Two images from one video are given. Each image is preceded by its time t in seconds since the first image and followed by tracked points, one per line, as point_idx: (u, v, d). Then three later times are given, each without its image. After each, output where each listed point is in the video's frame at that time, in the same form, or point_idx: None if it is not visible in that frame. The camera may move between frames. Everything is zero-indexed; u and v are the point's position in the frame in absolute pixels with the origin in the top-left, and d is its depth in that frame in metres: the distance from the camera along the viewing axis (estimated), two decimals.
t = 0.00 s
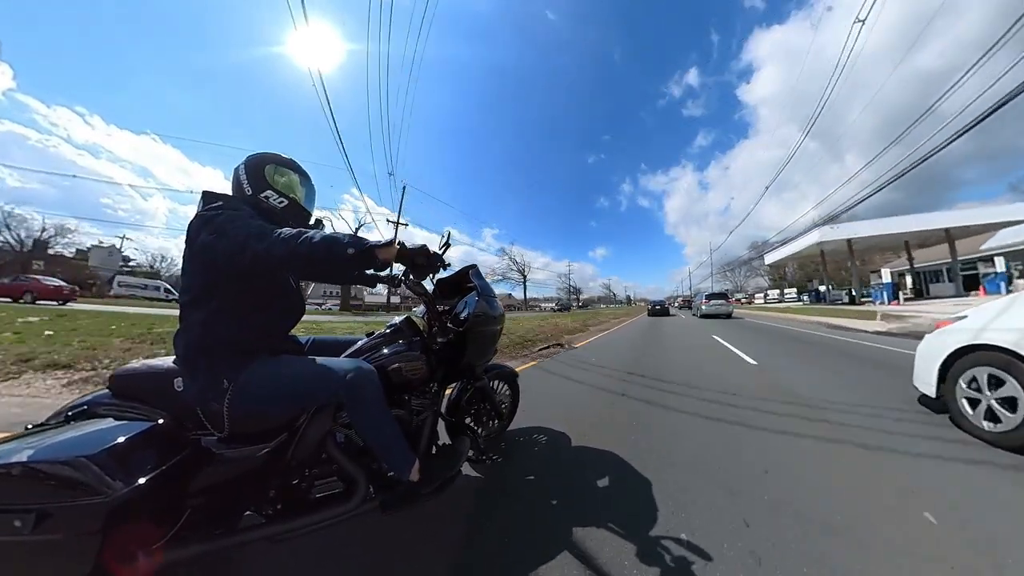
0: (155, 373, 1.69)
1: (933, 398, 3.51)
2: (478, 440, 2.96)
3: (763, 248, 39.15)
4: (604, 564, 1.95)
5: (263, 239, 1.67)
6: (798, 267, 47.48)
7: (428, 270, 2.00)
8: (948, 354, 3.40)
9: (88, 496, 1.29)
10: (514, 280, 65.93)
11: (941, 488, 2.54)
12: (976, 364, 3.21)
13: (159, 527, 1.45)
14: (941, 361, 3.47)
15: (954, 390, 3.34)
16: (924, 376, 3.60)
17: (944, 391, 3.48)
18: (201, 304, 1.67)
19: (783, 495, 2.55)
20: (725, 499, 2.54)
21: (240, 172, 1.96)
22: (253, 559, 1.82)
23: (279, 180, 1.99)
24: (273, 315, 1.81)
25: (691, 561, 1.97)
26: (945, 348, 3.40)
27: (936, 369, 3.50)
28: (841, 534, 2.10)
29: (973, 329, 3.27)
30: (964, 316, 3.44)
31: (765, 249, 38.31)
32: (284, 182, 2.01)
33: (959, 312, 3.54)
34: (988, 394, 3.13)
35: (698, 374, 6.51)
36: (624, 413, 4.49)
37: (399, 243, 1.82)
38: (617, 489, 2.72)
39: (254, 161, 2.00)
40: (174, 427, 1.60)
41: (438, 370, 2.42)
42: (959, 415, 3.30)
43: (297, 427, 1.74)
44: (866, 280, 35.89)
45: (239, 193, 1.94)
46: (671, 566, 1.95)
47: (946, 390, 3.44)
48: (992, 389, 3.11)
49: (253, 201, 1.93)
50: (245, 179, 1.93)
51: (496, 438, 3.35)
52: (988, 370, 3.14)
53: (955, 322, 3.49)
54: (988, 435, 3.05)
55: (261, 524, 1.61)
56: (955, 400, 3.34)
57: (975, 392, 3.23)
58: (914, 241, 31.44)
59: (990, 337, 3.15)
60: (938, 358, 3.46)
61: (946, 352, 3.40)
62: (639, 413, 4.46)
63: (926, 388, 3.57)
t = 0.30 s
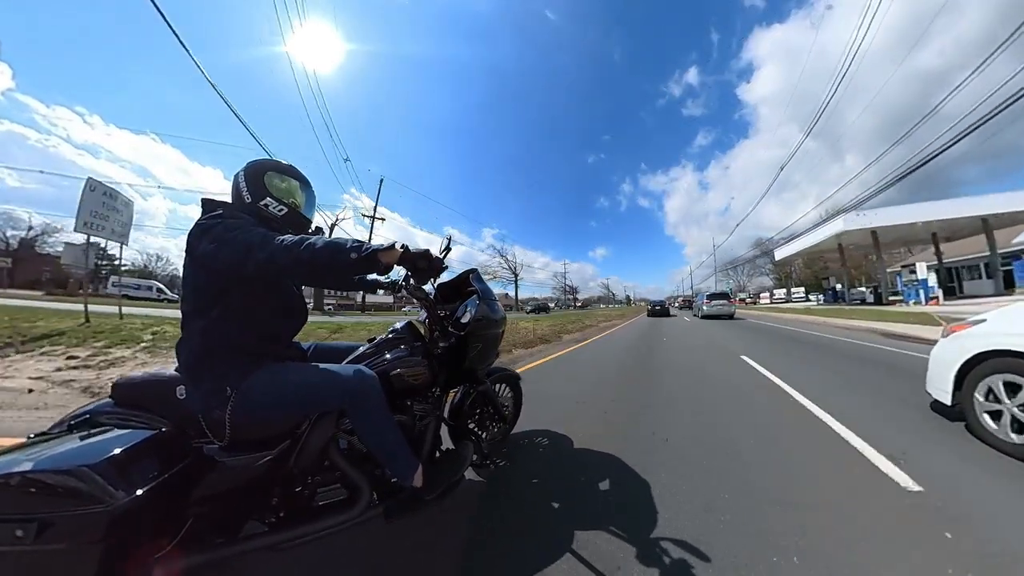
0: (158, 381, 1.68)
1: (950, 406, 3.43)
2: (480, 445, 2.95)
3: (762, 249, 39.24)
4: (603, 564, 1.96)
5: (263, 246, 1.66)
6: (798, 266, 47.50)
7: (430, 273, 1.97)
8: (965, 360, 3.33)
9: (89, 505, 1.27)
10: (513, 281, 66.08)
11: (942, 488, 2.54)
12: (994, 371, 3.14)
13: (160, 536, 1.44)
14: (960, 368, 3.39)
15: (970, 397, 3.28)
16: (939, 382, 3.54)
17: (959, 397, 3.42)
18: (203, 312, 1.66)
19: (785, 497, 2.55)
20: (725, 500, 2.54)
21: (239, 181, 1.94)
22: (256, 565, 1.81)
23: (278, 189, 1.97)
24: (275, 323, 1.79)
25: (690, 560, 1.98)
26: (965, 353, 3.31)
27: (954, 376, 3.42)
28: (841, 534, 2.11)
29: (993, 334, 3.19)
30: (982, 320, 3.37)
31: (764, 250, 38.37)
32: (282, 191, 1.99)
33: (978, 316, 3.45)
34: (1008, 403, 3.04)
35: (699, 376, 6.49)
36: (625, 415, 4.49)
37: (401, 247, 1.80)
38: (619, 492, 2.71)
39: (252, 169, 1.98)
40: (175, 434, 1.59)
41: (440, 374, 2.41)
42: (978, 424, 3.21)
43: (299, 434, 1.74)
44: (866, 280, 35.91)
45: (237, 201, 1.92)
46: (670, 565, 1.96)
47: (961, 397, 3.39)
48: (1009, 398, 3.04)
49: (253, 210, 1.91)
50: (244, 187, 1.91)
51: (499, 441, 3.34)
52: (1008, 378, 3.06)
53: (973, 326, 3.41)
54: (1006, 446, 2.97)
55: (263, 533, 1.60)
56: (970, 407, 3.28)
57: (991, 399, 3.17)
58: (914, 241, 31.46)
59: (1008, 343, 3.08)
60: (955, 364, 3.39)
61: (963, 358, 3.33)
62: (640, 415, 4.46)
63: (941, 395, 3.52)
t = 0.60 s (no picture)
0: (151, 386, 1.66)
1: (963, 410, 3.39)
2: (479, 447, 2.93)
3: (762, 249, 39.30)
4: (602, 566, 1.95)
5: (259, 247, 1.64)
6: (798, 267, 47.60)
7: (427, 275, 1.95)
8: (980, 364, 3.29)
9: (81, 513, 1.25)
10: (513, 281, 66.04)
11: (942, 489, 2.54)
12: (1011, 375, 3.11)
13: (154, 544, 1.44)
14: (975, 372, 3.35)
15: (984, 401, 3.24)
16: (952, 387, 3.50)
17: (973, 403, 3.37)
18: (198, 314, 1.64)
19: (784, 497, 2.55)
20: (725, 500, 2.54)
21: (237, 183, 1.92)
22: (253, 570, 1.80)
23: (277, 192, 1.96)
24: (271, 325, 1.78)
25: (689, 562, 1.97)
26: (982, 356, 3.28)
27: (969, 380, 3.38)
28: (841, 534, 2.11)
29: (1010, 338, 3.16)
30: (998, 324, 3.35)
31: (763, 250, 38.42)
32: (280, 194, 1.97)
33: (993, 319, 3.42)
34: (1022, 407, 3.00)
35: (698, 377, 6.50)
36: (625, 415, 4.49)
37: (398, 247, 1.78)
38: (618, 494, 2.69)
39: (250, 171, 1.96)
40: (170, 440, 1.58)
41: (438, 376, 2.39)
42: (991, 429, 3.15)
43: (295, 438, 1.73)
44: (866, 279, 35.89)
45: (235, 203, 1.91)
46: (670, 568, 1.95)
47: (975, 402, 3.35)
48: None
49: (251, 213, 1.90)
50: (242, 190, 1.89)
51: (497, 443, 3.33)
52: None
53: (988, 330, 3.38)
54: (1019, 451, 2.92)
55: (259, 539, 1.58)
56: (984, 413, 3.24)
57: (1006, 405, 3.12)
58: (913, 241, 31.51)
59: None
60: (969, 368, 3.35)
61: (979, 362, 3.29)
62: (640, 417, 4.43)
63: (954, 400, 3.48)
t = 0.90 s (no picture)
0: (145, 380, 1.66)
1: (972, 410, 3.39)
2: (474, 445, 2.93)
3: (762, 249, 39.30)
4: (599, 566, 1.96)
5: (254, 243, 1.64)
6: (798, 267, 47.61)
7: (423, 273, 1.94)
8: (990, 362, 3.30)
9: (73, 508, 1.26)
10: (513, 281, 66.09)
11: (940, 490, 2.55)
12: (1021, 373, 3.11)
13: (147, 540, 1.44)
14: (985, 371, 3.35)
15: (993, 401, 3.24)
16: (960, 387, 3.50)
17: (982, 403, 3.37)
18: (193, 309, 1.64)
19: (784, 498, 2.55)
20: (724, 501, 2.54)
21: (237, 178, 1.93)
22: (246, 567, 1.81)
23: (276, 188, 1.96)
24: (266, 321, 1.78)
25: (689, 563, 1.97)
26: (992, 354, 3.28)
27: (978, 379, 3.39)
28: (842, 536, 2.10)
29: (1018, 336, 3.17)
30: (1006, 321, 3.36)
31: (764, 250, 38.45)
32: (279, 189, 1.98)
33: (1001, 317, 3.43)
34: None
35: (696, 376, 6.52)
36: (622, 415, 4.50)
37: (395, 243, 1.79)
38: (615, 494, 2.69)
39: (250, 166, 1.96)
40: (163, 436, 1.57)
41: (434, 373, 2.39)
42: (1001, 429, 3.15)
43: (290, 433, 1.73)
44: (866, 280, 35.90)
45: (233, 196, 1.91)
46: (669, 569, 1.95)
47: (984, 402, 3.34)
48: None
49: (249, 207, 1.90)
50: (240, 183, 1.90)
51: (492, 441, 3.34)
52: None
53: (997, 328, 3.38)
54: None
55: (253, 534, 1.58)
56: (994, 413, 3.23)
57: (1016, 404, 3.11)
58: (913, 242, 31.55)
59: None
60: (979, 367, 3.36)
61: (988, 360, 3.30)
62: (638, 416, 4.43)
63: (963, 400, 3.47)
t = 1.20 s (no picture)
0: (145, 377, 1.66)
1: (974, 406, 3.40)
2: (474, 443, 2.94)
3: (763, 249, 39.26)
4: (599, 565, 1.96)
5: (255, 240, 1.64)
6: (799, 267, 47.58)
7: (423, 271, 1.94)
8: (991, 359, 3.31)
9: (74, 504, 1.26)
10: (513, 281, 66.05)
11: (940, 489, 2.55)
12: (1021, 368, 3.13)
13: (148, 536, 1.45)
14: (986, 367, 3.36)
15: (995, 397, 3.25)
16: (962, 383, 3.51)
17: (984, 399, 3.38)
18: (193, 306, 1.65)
19: (784, 497, 2.55)
20: (724, 501, 2.54)
21: (237, 173, 1.94)
22: (245, 564, 1.82)
23: (276, 183, 1.97)
24: (265, 318, 1.79)
25: (689, 563, 1.97)
26: (993, 351, 3.29)
27: (979, 375, 3.39)
28: (841, 535, 2.11)
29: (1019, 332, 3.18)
30: (1006, 319, 3.36)
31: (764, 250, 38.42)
32: (279, 185, 1.98)
33: (1001, 314, 3.44)
34: None
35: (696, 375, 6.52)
36: (622, 414, 4.50)
37: (395, 243, 1.79)
38: (615, 492, 2.70)
39: (250, 162, 1.97)
40: (164, 432, 1.58)
41: (434, 371, 2.40)
42: (1003, 425, 3.16)
43: (290, 430, 1.73)
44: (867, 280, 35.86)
45: (233, 191, 1.93)
46: (669, 569, 1.95)
47: (986, 398, 3.35)
48: None
49: (248, 203, 1.91)
50: (240, 179, 1.91)
51: (491, 440, 3.35)
52: None
53: (998, 324, 3.39)
54: None
55: (253, 531, 1.60)
56: (996, 408, 3.24)
57: (1018, 398, 3.14)
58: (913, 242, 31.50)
59: None
60: (980, 363, 3.37)
61: (988, 357, 3.31)
62: (638, 416, 4.44)
63: (964, 396, 3.48)
